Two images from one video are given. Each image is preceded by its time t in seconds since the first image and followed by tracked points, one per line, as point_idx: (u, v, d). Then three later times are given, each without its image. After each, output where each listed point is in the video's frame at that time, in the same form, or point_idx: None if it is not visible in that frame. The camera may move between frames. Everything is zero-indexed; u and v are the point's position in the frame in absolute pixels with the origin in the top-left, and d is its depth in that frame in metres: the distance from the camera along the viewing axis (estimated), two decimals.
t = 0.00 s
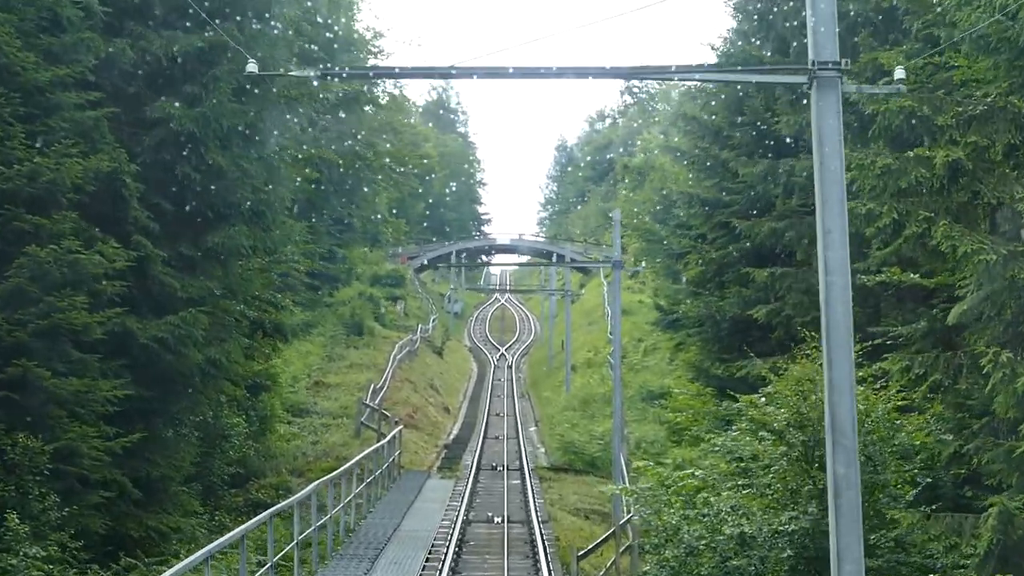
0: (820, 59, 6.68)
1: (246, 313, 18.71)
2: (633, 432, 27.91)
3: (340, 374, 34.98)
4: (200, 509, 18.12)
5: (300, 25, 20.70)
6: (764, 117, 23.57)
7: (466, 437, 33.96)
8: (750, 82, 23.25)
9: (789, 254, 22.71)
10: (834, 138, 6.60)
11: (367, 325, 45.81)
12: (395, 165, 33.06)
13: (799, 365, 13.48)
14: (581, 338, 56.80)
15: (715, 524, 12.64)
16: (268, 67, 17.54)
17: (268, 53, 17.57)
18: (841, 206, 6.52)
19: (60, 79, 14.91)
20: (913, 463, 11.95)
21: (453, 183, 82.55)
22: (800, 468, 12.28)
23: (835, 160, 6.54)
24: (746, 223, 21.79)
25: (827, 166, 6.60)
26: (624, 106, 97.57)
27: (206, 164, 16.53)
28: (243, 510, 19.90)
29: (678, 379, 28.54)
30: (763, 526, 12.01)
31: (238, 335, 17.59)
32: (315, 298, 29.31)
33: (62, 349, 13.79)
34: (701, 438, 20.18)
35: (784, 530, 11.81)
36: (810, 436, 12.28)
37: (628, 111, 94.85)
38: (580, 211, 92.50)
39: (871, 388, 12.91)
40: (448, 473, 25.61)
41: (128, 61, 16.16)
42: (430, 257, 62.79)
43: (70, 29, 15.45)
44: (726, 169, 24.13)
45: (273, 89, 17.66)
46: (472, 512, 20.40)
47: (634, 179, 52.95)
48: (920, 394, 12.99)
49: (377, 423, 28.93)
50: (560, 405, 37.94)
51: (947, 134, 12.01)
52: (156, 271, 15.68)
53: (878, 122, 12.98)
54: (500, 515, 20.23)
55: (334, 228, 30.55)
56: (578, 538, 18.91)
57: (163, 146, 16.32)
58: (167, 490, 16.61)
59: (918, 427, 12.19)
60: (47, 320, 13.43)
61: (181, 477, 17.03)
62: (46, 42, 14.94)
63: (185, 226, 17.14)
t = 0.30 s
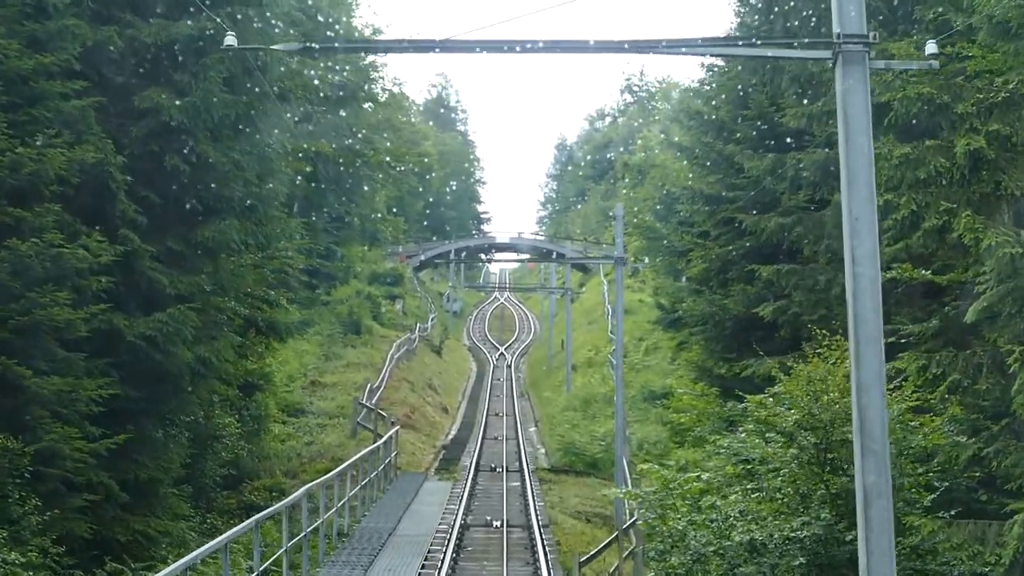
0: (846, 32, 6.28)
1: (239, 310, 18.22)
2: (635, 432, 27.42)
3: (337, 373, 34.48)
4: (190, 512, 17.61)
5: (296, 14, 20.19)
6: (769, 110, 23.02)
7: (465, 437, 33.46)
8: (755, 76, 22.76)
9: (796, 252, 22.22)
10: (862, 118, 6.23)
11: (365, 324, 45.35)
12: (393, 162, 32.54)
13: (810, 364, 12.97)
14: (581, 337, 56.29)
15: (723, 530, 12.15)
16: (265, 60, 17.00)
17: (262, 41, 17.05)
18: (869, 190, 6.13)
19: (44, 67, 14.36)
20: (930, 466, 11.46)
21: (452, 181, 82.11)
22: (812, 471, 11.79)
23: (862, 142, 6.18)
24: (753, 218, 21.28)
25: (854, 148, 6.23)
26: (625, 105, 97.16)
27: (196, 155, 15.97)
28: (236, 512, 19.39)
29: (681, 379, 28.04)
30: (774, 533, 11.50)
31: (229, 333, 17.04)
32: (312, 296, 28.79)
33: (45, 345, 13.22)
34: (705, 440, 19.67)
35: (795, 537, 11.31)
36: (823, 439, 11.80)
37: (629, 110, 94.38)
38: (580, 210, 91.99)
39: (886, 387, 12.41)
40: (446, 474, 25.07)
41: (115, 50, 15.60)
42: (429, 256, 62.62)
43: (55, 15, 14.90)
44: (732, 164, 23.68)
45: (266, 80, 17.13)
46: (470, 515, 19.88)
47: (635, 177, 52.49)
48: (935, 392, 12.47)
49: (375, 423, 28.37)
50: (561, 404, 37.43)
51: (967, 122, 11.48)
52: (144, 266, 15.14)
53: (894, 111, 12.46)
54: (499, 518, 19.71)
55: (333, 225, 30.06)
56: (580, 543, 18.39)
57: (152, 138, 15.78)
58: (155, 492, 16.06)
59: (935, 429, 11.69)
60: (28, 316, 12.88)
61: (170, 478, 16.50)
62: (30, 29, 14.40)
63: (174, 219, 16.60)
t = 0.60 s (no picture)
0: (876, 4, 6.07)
1: (232, 308, 17.72)
2: (639, 433, 26.90)
3: (335, 374, 33.99)
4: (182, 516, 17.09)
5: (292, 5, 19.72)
6: (776, 103, 22.55)
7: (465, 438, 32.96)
8: (761, 69, 22.26)
9: (803, 249, 21.72)
10: (895, 100, 6.02)
11: (364, 324, 44.88)
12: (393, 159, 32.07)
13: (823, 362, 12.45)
14: (582, 338, 55.73)
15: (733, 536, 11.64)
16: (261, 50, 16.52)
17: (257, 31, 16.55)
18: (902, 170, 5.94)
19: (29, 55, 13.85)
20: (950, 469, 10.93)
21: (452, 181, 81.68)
22: (826, 475, 11.28)
23: (896, 126, 5.96)
24: (760, 214, 20.78)
25: (887, 130, 5.99)
26: (625, 104, 96.78)
27: (186, 147, 15.46)
28: (229, 516, 18.88)
29: (684, 379, 27.54)
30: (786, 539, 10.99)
31: (221, 332, 16.52)
32: (310, 295, 28.31)
33: (27, 344, 12.71)
34: (711, 442, 19.16)
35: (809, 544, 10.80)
36: (836, 441, 11.28)
37: (629, 109, 93.87)
38: (580, 209, 91.43)
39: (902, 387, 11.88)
40: (445, 477, 24.55)
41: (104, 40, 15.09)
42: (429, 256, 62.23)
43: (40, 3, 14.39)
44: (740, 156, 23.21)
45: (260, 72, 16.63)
46: (470, 520, 19.35)
47: (636, 176, 52.00)
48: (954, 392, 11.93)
49: (372, 424, 27.87)
50: (563, 405, 36.94)
51: (989, 109, 10.97)
52: (132, 262, 14.64)
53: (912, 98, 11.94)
54: (500, 524, 19.18)
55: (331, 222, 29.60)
56: (583, 549, 17.86)
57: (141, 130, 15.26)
58: (145, 496, 15.53)
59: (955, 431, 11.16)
60: (10, 314, 12.36)
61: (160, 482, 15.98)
62: (15, 16, 13.90)
63: (164, 215, 16.08)
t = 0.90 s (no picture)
0: None
1: (224, 309, 17.20)
2: (643, 437, 26.38)
3: (333, 376, 33.48)
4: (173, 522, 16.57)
5: None
6: (783, 101, 22.05)
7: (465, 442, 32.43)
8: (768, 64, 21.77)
9: (812, 248, 21.21)
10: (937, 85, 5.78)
11: (363, 326, 44.41)
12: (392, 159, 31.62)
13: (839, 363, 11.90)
14: (584, 340, 55.17)
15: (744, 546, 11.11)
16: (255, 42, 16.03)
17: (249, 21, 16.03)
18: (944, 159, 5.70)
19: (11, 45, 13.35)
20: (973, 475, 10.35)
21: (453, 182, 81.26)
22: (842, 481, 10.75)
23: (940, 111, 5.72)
24: (768, 213, 20.26)
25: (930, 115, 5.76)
26: (627, 106, 96.40)
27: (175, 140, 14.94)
28: (222, 522, 18.35)
29: (689, 382, 27.01)
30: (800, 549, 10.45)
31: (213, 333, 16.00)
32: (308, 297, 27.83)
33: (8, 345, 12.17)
34: (719, 446, 18.63)
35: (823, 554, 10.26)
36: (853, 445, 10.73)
37: (630, 110, 93.48)
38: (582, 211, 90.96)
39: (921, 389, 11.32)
40: (445, 482, 24.01)
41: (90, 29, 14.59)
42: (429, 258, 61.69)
43: None
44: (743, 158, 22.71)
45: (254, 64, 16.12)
46: (470, 527, 18.78)
47: (638, 177, 51.50)
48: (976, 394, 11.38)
49: (370, 428, 27.35)
50: (565, 407, 36.43)
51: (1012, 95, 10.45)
52: (119, 260, 14.14)
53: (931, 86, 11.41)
54: (502, 531, 18.61)
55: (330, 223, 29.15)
56: (587, 557, 17.32)
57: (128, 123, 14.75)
58: (134, 503, 14.99)
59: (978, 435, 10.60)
60: None
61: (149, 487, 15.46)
62: None
63: (153, 212, 15.57)
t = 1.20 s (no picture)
0: None
1: (216, 310, 16.68)
2: (647, 441, 25.84)
3: (332, 380, 32.96)
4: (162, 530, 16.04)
5: None
6: (789, 99, 21.56)
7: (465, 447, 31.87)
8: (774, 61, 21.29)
9: (820, 248, 20.68)
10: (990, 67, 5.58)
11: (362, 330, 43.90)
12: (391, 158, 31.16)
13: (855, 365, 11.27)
14: (586, 343, 54.65)
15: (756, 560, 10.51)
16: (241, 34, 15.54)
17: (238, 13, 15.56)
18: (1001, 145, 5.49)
19: None
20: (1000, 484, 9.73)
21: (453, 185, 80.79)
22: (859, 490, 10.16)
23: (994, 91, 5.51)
24: (775, 212, 19.75)
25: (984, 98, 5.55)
26: (628, 108, 95.99)
27: (163, 135, 14.46)
28: (215, 530, 17.82)
29: (693, 386, 26.47)
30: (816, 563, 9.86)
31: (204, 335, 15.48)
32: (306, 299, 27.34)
33: None
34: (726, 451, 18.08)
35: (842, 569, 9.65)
36: (871, 452, 10.10)
37: (632, 113, 93.09)
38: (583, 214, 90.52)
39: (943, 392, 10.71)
40: (444, 488, 23.47)
41: (76, 20, 14.10)
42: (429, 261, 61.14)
43: None
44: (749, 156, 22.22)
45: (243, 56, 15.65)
46: (470, 536, 18.23)
47: (641, 180, 50.99)
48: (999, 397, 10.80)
49: (368, 432, 26.82)
50: (566, 412, 35.89)
51: None
52: (106, 260, 13.68)
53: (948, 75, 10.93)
54: (502, 540, 18.05)
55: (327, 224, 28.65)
56: (591, 566, 16.75)
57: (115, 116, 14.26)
58: (122, 510, 14.44)
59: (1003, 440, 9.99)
60: None
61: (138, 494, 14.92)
62: None
63: (141, 209, 15.04)
